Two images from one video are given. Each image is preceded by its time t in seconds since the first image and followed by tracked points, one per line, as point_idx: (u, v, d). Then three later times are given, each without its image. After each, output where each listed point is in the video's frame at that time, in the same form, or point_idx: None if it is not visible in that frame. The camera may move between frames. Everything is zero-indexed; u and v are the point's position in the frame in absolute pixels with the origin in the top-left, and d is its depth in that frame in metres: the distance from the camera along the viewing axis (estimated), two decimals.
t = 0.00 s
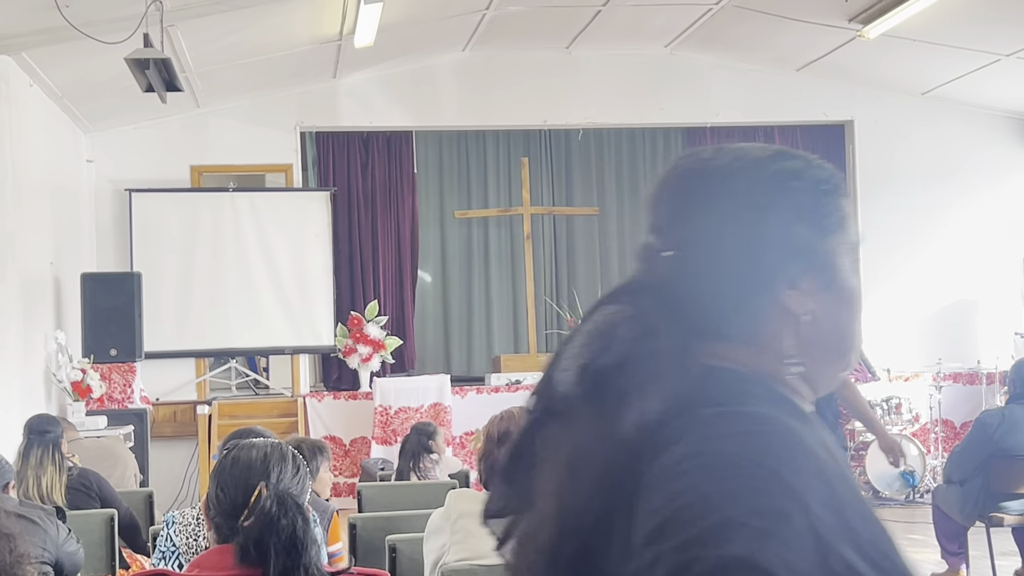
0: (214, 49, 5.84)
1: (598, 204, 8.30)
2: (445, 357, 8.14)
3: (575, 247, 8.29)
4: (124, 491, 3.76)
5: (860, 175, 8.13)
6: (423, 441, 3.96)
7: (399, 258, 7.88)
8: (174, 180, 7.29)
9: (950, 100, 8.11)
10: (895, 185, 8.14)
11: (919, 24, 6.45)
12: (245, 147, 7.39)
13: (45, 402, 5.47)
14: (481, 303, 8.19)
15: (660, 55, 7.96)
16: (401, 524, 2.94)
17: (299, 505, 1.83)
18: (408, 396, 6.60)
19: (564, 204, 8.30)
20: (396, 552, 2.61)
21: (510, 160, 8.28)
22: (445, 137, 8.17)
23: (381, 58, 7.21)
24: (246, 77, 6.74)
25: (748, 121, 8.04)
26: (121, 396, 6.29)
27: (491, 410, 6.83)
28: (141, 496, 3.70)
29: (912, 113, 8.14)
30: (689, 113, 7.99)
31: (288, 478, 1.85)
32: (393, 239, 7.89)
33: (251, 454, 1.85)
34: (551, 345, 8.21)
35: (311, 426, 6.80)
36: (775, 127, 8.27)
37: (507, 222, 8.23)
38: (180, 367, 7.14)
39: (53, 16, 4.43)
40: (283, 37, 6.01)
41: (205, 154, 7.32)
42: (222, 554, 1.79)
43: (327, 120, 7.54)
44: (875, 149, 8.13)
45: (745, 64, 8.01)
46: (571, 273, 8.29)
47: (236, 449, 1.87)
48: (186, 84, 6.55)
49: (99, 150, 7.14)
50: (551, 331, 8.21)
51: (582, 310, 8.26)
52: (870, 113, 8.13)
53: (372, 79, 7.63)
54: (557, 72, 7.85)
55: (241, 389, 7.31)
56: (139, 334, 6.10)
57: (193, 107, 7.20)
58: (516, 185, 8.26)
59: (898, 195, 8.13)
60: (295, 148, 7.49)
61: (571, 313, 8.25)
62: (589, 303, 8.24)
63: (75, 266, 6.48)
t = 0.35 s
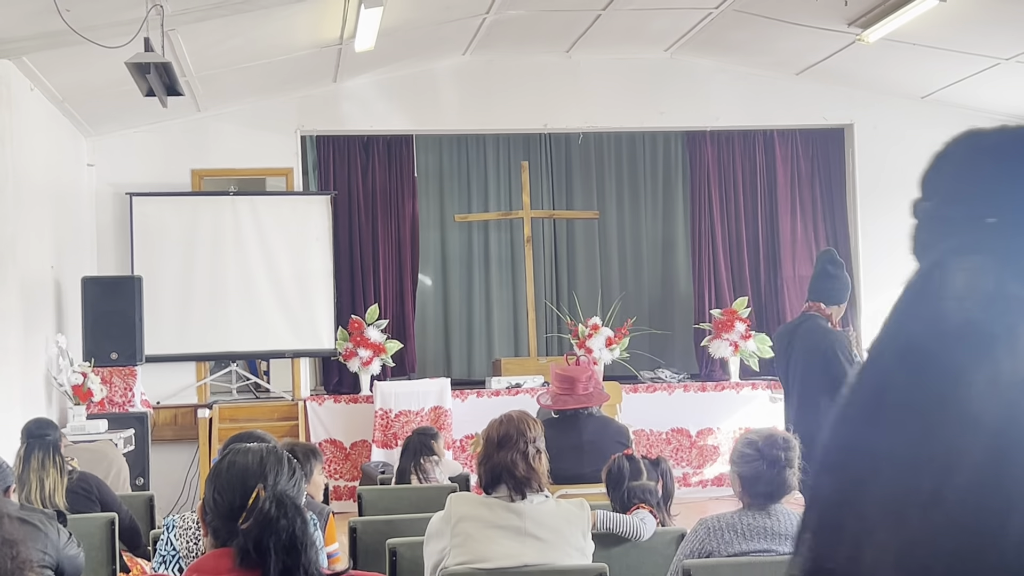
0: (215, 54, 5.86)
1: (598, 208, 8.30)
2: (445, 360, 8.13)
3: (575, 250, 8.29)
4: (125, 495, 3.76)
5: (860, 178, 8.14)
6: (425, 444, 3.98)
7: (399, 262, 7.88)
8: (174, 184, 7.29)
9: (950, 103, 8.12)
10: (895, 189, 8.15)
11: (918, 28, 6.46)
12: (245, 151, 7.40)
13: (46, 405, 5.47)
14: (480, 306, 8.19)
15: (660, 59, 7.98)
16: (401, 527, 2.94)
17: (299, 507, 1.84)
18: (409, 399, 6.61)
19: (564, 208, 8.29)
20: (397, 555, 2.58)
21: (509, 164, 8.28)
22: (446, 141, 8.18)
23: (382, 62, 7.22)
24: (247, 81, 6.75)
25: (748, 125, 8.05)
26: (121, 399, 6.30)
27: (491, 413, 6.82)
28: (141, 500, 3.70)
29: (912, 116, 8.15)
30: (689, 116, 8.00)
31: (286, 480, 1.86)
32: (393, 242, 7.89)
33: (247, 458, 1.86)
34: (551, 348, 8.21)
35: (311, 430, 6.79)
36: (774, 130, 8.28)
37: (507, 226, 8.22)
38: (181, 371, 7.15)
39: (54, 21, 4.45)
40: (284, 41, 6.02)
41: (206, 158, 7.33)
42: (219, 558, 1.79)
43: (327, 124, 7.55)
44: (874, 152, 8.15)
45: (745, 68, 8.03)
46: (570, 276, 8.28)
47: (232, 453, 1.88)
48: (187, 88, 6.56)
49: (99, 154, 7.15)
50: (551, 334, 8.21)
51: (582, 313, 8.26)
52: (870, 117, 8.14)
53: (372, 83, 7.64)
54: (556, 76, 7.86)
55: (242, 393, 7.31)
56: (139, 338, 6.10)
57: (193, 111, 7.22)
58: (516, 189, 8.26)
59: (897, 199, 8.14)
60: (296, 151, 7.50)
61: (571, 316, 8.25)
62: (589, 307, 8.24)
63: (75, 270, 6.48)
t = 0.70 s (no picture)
0: (214, 57, 5.86)
1: (598, 211, 8.31)
2: (444, 363, 8.13)
3: (575, 252, 8.29)
4: (125, 497, 3.77)
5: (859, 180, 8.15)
6: (423, 447, 3.98)
7: (399, 264, 7.88)
8: (174, 187, 7.30)
9: (949, 106, 8.12)
10: (895, 191, 8.15)
11: (917, 31, 6.46)
12: (245, 154, 7.41)
13: (45, 408, 5.47)
14: (480, 309, 8.18)
15: (659, 62, 7.99)
16: (400, 530, 2.94)
17: (298, 510, 1.84)
18: (407, 402, 6.61)
19: (563, 211, 8.29)
20: (395, 558, 2.58)
21: (509, 167, 8.29)
22: (446, 144, 8.18)
23: (382, 65, 7.22)
24: (246, 84, 6.75)
25: (747, 128, 8.06)
26: (120, 402, 6.30)
27: (490, 415, 6.82)
28: (140, 504, 3.70)
29: (912, 120, 8.16)
30: (688, 119, 8.01)
31: (286, 483, 1.86)
32: (392, 246, 7.88)
33: (246, 461, 1.84)
34: (550, 351, 8.22)
35: (310, 433, 6.79)
36: (773, 133, 8.29)
37: (506, 229, 8.22)
38: (181, 374, 7.15)
39: (53, 24, 4.45)
40: (282, 44, 6.02)
41: (206, 162, 7.34)
42: (218, 561, 1.80)
43: (327, 127, 7.55)
44: (873, 154, 8.15)
45: (744, 71, 8.04)
46: (569, 279, 8.28)
47: (232, 455, 1.87)
48: (186, 91, 6.56)
49: (99, 157, 7.15)
50: (550, 337, 8.22)
51: (582, 316, 8.26)
52: (869, 120, 8.15)
53: (372, 86, 7.64)
54: (555, 80, 7.86)
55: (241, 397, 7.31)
56: (138, 341, 6.09)
57: (193, 114, 7.22)
58: (515, 192, 8.27)
59: (896, 202, 8.13)
60: (295, 154, 7.50)
61: (570, 319, 8.25)
62: (589, 309, 8.24)
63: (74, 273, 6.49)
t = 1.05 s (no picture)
0: (213, 58, 5.86)
1: (596, 213, 8.32)
2: (442, 365, 8.13)
3: (573, 253, 8.29)
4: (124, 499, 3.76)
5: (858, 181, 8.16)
6: (420, 450, 3.98)
7: (398, 266, 7.87)
8: (173, 188, 7.30)
9: (947, 107, 8.12)
10: (893, 192, 8.15)
11: (916, 32, 6.47)
12: (244, 156, 7.41)
13: (44, 410, 5.47)
14: (478, 310, 8.18)
15: (658, 64, 7.99)
16: (399, 531, 2.94)
17: (297, 511, 1.85)
18: (406, 403, 6.61)
19: (562, 212, 8.30)
20: (394, 559, 2.57)
21: (508, 168, 8.29)
22: (444, 145, 8.18)
23: (380, 67, 7.23)
24: (245, 86, 6.75)
25: (746, 130, 8.07)
26: (119, 404, 6.29)
27: (489, 417, 6.82)
28: (139, 505, 3.70)
29: (911, 122, 8.16)
30: (687, 121, 8.01)
31: (286, 484, 1.86)
32: (391, 247, 7.88)
33: (245, 462, 1.84)
34: (549, 352, 8.23)
35: (309, 434, 6.79)
36: (772, 135, 8.30)
37: (505, 230, 8.23)
38: (180, 376, 7.15)
39: (52, 25, 4.45)
40: (281, 45, 6.02)
41: (205, 163, 7.34)
42: (217, 562, 1.80)
43: (326, 129, 7.55)
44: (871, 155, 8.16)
45: (743, 73, 8.04)
46: (568, 280, 8.28)
47: (231, 456, 1.86)
48: (185, 92, 6.56)
49: (98, 158, 7.15)
50: (549, 338, 8.23)
51: (580, 318, 8.26)
52: (868, 121, 8.15)
53: (371, 87, 7.64)
54: (555, 81, 7.87)
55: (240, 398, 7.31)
56: (137, 342, 6.09)
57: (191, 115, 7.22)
58: (514, 193, 8.27)
59: (894, 204, 8.14)
60: (293, 156, 7.50)
61: (569, 320, 8.25)
62: (587, 311, 8.25)
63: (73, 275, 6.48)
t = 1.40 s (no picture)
0: (212, 57, 5.85)
1: (595, 213, 8.32)
2: (441, 364, 8.12)
3: (571, 253, 8.29)
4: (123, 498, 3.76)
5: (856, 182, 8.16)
6: (416, 450, 3.97)
7: (396, 265, 7.87)
8: (172, 188, 7.29)
9: (946, 107, 8.12)
10: (892, 192, 8.15)
11: (914, 32, 6.47)
12: (242, 155, 7.40)
13: (43, 410, 5.47)
14: (476, 310, 8.18)
15: (657, 63, 7.99)
16: (398, 531, 2.93)
17: (296, 511, 1.84)
18: (405, 403, 6.60)
19: (560, 212, 8.30)
20: (392, 559, 2.57)
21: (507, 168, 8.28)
22: (443, 145, 8.17)
23: (379, 66, 7.22)
24: (243, 85, 6.74)
25: (744, 129, 8.07)
26: (118, 404, 6.28)
27: (488, 417, 6.82)
28: (138, 505, 3.69)
29: (911, 121, 8.16)
30: (685, 120, 8.01)
31: (284, 484, 1.86)
32: (389, 247, 7.87)
33: (243, 462, 1.85)
34: (548, 352, 8.24)
35: (308, 434, 6.78)
36: (771, 134, 8.31)
37: (504, 230, 8.22)
38: (179, 376, 7.14)
39: (50, 24, 4.44)
40: (280, 45, 6.01)
41: (204, 163, 7.33)
42: (215, 561, 1.80)
43: (324, 129, 7.54)
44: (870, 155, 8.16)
45: (742, 72, 8.04)
46: (566, 279, 8.28)
47: (229, 456, 1.87)
48: (183, 92, 6.55)
49: (96, 158, 7.15)
50: (547, 338, 8.24)
51: (579, 318, 8.26)
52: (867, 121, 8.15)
53: (370, 86, 7.64)
54: (553, 81, 7.87)
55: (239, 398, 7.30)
56: (135, 342, 6.08)
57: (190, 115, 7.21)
58: (512, 193, 8.26)
59: (892, 204, 8.14)
60: (291, 155, 7.49)
61: (568, 320, 8.25)
62: (586, 311, 8.25)
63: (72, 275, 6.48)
